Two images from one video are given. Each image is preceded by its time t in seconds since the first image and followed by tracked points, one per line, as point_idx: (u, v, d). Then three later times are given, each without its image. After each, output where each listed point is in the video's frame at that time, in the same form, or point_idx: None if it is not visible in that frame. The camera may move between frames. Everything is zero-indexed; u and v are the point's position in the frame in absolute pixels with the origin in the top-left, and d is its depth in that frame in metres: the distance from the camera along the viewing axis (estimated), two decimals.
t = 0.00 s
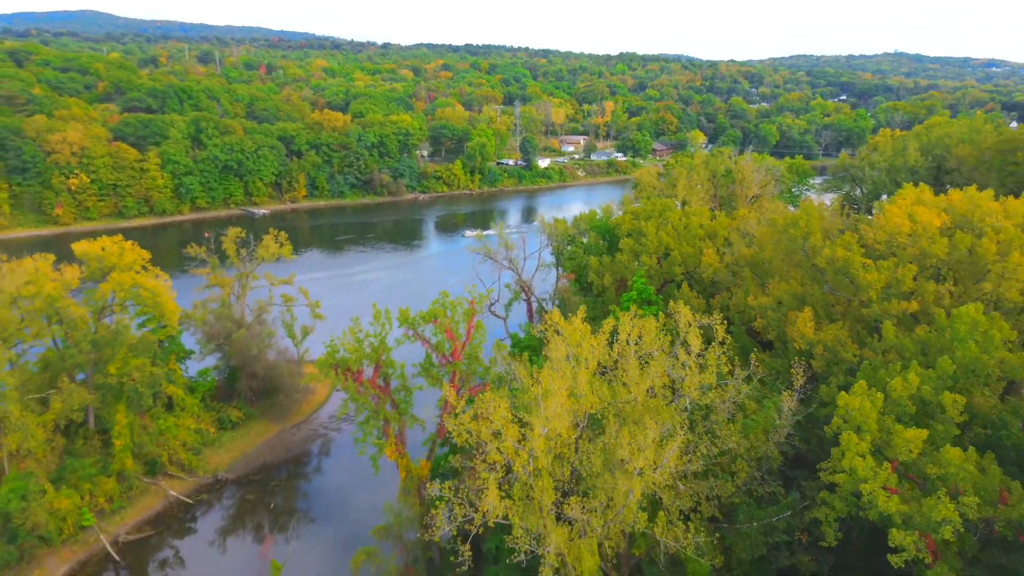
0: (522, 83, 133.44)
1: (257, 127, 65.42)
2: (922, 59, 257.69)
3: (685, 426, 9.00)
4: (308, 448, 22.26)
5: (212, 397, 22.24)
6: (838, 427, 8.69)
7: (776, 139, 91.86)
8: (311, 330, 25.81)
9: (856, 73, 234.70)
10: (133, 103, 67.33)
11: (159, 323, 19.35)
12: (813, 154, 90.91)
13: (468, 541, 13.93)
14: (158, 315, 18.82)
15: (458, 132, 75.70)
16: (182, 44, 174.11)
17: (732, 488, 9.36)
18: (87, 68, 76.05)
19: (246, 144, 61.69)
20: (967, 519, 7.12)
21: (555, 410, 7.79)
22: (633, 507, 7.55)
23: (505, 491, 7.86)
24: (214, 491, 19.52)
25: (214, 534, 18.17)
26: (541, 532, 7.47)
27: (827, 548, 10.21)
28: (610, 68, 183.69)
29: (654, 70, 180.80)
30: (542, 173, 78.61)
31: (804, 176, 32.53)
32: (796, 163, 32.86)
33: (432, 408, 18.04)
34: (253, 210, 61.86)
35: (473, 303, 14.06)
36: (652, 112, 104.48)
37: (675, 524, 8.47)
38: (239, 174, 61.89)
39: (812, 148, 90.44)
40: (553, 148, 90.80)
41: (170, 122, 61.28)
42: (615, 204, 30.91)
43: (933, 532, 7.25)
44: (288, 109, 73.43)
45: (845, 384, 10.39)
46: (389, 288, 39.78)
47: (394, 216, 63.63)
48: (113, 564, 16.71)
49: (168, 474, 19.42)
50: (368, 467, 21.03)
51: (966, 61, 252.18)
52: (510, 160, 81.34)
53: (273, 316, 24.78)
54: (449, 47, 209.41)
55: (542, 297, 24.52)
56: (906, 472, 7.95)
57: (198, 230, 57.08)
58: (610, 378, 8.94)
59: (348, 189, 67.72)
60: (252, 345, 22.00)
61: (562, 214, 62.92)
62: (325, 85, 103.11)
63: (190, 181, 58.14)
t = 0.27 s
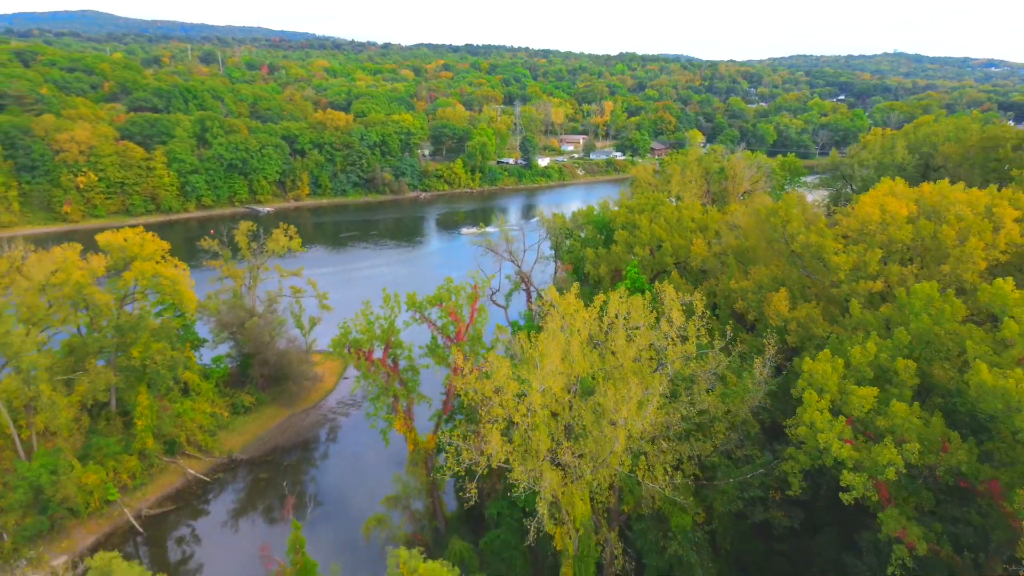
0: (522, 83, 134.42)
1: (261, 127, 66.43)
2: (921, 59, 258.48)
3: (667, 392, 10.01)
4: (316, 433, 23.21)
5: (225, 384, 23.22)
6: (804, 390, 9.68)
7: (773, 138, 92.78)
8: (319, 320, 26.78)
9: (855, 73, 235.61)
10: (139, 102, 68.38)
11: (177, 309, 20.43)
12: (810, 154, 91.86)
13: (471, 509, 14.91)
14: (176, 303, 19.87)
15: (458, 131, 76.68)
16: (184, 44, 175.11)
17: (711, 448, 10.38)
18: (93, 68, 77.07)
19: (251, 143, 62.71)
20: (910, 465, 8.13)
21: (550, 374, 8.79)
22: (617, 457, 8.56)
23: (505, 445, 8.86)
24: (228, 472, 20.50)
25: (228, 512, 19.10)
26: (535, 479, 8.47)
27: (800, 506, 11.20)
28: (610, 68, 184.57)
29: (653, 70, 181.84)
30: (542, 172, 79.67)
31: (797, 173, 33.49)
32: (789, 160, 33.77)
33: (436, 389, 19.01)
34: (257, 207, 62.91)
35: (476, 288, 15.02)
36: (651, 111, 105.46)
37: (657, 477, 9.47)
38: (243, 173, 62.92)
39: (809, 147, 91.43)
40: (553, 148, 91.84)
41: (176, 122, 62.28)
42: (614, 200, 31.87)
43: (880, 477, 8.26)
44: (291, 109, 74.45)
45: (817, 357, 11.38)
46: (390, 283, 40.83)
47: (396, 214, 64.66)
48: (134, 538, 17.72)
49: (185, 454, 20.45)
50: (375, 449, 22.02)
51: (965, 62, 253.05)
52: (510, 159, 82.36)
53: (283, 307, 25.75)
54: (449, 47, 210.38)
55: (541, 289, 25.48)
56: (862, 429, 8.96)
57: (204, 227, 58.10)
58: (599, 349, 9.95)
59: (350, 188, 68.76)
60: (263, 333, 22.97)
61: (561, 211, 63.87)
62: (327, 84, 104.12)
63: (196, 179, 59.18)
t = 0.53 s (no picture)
0: (522, 82, 135.41)
1: (264, 126, 67.44)
2: (920, 59, 259.34)
3: (652, 363, 11.03)
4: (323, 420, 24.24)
5: (236, 371, 24.26)
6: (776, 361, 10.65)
7: (771, 138, 93.70)
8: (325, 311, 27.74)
9: (854, 72, 236.48)
10: (145, 102, 69.46)
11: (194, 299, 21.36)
12: (807, 153, 92.79)
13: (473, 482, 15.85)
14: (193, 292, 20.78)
15: (459, 130, 77.67)
16: (185, 44, 176.06)
17: (693, 416, 11.34)
18: (98, 68, 78.07)
19: (255, 142, 63.69)
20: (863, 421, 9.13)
21: (542, 344, 9.87)
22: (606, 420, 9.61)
23: (504, 408, 9.90)
24: (240, 455, 21.49)
25: (241, 493, 20.07)
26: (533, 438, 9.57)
27: (777, 472, 12.13)
28: (609, 68, 185.49)
29: (652, 70, 182.89)
30: (541, 171, 80.71)
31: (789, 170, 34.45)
32: (781, 157, 34.70)
33: (440, 372, 19.95)
34: (261, 206, 63.91)
35: (478, 275, 15.97)
36: (650, 111, 106.45)
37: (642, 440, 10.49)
38: (248, 171, 63.92)
39: (806, 146, 92.35)
40: (552, 147, 92.86)
41: (181, 121, 63.26)
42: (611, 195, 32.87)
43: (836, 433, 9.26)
44: (294, 108, 75.45)
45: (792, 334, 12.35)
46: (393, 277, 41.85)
47: (397, 212, 65.66)
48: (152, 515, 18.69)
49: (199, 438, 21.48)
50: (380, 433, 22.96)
51: (963, 62, 254.06)
52: (510, 158, 83.38)
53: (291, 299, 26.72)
54: (450, 48, 211.38)
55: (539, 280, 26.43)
56: (824, 392, 9.96)
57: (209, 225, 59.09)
58: (590, 326, 10.98)
59: (353, 186, 69.78)
60: (273, 324, 23.96)
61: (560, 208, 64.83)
62: (329, 84, 105.15)
63: (201, 177, 60.20)
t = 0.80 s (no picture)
0: (522, 83, 136.45)
1: (268, 126, 68.45)
2: (919, 59, 260.19)
3: (640, 340, 12.05)
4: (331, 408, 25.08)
5: (247, 360, 25.31)
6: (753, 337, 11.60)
7: (768, 137, 94.62)
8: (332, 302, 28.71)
9: (854, 71, 237.18)
10: (150, 102, 70.50)
11: (210, 289, 22.33)
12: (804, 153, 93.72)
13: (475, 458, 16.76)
14: (208, 284, 21.73)
15: (460, 130, 78.69)
16: (187, 45, 177.11)
17: (677, 388, 12.39)
18: (103, 68, 79.10)
19: (259, 141, 64.68)
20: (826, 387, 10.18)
21: (538, 318, 11.07)
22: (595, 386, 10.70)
23: (502, 379, 10.89)
24: (252, 438, 22.44)
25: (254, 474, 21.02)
26: (529, 401, 10.70)
27: (757, 442, 13.10)
28: (609, 68, 186.54)
29: (651, 70, 184.00)
30: (541, 171, 81.75)
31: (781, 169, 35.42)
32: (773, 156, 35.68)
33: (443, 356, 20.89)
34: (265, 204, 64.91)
35: (481, 265, 16.99)
36: (649, 111, 107.49)
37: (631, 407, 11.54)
38: (252, 170, 64.93)
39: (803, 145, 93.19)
40: (552, 147, 93.90)
41: (186, 121, 64.25)
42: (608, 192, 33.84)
43: (802, 397, 10.31)
44: (297, 108, 76.47)
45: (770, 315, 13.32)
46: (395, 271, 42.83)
47: (398, 210, 66.64)
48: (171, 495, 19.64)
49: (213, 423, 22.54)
50: (385, 419, 23.92)
51: (962, 62, 254.80)
52: (510, 157, 84.40)
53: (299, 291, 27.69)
54: (450, 48, 212.44)
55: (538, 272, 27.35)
56: (793, 363, 11.00)
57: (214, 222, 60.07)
58: (583, 306, 12.05)
59: (355, 185, 70.85)
60: (283, 314, 25.02)
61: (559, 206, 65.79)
62: (330, 84, 106.21)
63: (206, 176, 61.23)
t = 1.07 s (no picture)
0: (521, 83, 137.57)
1: (271, 126, 69.50)
2: (918, 60, 261.67)
3: (629, 321, 13.06)
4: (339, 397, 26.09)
5: (257, 349, 26.39)
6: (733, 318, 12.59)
7: (766, 137, 95.54)
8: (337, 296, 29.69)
9: (853, 71, 238.04)
10: (155, 101, 71.54)
11: (224, 280, 23.29)
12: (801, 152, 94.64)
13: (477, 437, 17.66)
14: (221, 274, 22.67)
15: (460, 130, 79.76)
16: (188, 46, 178.27)
17: (664, 365, 13.42)
18: (108, 68, 80.14)
19: (262, 141, 65.70)
20: (796, 358, 11.22)
21: (533, 298, 12.31)
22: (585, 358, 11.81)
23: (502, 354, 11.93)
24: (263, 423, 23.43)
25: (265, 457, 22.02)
26: (525, 370, 11.89)
27: (740, 416, 13.94)
28: (608, 69, 187.66)
29: (650, 70, 185.18)
30: (541, 170, 82.78)
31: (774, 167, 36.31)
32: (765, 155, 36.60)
33: (447, 342, 21.82)
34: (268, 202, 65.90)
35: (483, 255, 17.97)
36: (647, 111, 108.54)
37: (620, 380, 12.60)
38: (256, 169, 65.95)
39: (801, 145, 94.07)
40: (551, 146, 95.00)
41: (190, 121, 65.22)
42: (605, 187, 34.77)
43: (774, 368, 11.36)
44: (299, 108, 77.51)
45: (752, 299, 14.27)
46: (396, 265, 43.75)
47: (400, 208, 67.63)
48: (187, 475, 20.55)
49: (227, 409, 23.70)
50: (390, 405, 24.88)
51: (961, 62, 255.69)
52: (510, 156, 85.48)
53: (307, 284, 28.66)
54: (450, 49, 213.61)
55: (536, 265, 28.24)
56: (768, 338, 12.04)
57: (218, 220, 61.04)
58: (577, 289, 13.08)
59: (357, 184, 71.94)
60: (292, 305, 26.06)
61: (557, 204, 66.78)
62: (332, 85, 107.31)
63: (211, 174, 62.32)
